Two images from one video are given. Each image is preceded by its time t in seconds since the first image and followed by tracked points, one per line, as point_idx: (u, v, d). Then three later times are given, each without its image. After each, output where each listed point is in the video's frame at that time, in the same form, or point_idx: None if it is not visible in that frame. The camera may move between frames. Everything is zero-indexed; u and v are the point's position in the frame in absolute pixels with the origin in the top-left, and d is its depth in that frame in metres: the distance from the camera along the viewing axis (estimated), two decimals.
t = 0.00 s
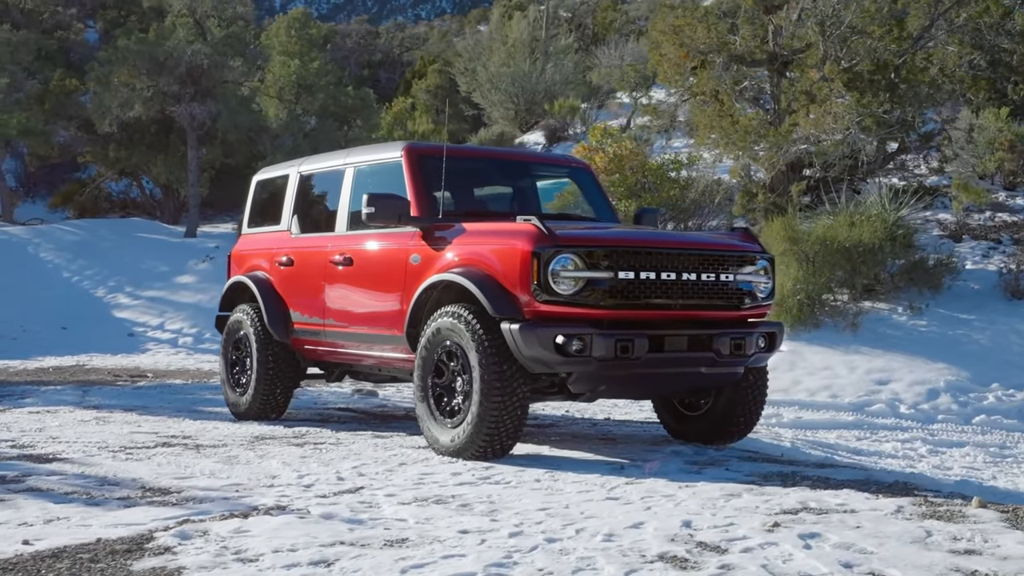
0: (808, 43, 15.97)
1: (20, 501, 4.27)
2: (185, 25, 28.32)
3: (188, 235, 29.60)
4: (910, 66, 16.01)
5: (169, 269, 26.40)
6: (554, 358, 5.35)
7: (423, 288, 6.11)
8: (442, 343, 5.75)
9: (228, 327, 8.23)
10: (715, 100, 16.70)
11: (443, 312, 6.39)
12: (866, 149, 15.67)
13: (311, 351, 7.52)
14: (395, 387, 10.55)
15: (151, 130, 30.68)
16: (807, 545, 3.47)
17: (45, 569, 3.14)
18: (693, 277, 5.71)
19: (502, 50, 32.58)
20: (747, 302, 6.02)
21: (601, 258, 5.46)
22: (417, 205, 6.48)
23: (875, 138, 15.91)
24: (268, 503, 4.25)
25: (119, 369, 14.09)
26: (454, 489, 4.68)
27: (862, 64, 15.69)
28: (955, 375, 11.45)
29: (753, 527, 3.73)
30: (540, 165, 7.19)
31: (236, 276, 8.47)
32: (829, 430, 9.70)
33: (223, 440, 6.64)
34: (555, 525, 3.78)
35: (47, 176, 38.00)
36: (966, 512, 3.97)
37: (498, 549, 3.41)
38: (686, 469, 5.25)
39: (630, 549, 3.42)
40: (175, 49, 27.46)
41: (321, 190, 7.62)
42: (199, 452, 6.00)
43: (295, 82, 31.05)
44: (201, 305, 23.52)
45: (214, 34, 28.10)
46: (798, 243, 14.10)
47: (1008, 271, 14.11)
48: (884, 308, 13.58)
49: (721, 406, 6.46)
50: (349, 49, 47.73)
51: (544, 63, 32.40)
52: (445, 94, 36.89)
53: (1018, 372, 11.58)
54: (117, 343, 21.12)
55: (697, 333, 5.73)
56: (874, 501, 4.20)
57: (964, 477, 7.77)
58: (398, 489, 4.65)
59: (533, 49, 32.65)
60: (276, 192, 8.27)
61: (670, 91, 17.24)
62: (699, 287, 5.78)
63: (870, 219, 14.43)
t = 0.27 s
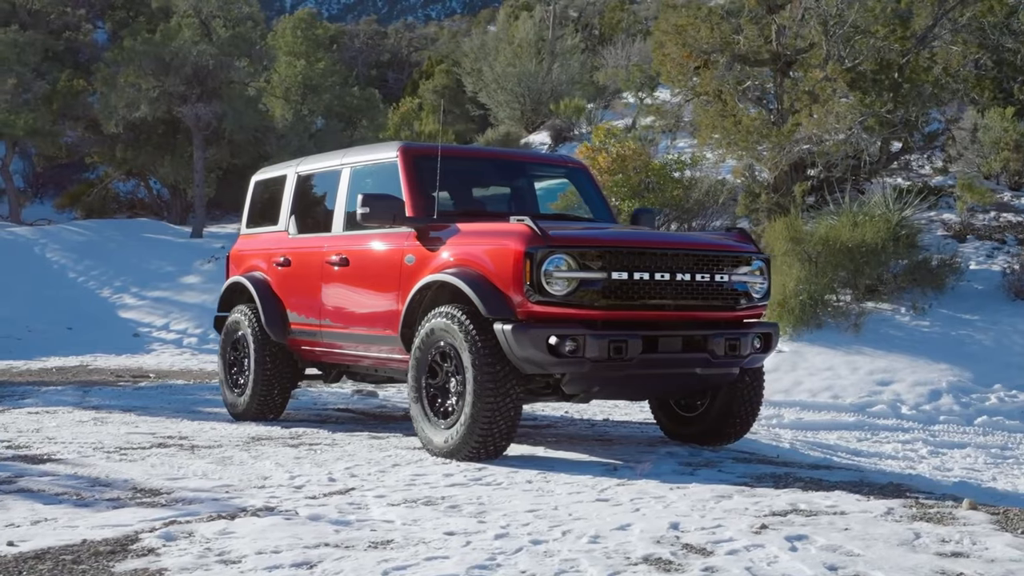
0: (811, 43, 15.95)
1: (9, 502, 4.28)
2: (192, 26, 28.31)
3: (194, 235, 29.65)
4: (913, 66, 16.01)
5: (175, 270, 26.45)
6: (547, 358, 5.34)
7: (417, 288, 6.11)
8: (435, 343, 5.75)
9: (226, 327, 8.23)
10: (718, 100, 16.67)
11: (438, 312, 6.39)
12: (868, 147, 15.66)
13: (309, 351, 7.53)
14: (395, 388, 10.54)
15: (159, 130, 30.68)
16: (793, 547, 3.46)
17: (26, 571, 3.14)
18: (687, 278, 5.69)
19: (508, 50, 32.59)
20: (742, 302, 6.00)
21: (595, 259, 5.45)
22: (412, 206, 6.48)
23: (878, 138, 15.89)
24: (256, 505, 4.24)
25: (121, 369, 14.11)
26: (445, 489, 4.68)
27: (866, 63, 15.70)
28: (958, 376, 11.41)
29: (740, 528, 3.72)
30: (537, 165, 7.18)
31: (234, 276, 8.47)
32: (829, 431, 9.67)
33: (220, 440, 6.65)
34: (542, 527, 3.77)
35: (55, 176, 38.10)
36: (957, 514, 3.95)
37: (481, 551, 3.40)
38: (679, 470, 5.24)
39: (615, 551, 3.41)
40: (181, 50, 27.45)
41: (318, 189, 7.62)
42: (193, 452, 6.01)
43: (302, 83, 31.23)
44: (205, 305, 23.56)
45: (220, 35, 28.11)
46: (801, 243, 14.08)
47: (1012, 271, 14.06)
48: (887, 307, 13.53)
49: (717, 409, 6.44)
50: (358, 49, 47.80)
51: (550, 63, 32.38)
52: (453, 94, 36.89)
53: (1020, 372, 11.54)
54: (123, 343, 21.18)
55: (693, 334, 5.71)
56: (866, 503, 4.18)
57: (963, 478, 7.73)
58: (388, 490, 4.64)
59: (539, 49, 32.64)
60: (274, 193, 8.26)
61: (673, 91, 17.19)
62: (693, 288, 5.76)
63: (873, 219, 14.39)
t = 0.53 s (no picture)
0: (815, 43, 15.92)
1: None
2: (198, 26, 28.34)
3: (200, 236, 29.69)
4: (917, 66, 15.98)
5: (181, 270, 26.50)
6: (538, 359, 5.33)
7: (410, 289, 6.10)
8: (427, 344, 5.74)
9: (223, 327, 8.23)
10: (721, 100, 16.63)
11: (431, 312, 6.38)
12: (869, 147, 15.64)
13: (305, 352, 7.53)
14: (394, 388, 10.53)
15: (166, 131, 30.74)
16: (776, 548, 3.44)
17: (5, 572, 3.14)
18: (680, 278, 5.67)
19: (514, 51, 32.58)
20: (736, 303, 5.97)
21: (586, 259, 5.43)
22: (406, 206, 6.47)
23: (881, 137, 15.85)
24: (243, 505, 4.23)
25: (124, 369, 14.13)
26: (434, 490, 4.67)
27: (869, 63, 15.66)
28: (960, 376, 11.37)
29: (725, 530, 3.70)
30: (533, 165, 7.17)
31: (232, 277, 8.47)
32: (829, 432, 9.63)
33: (215, 440, 6.65)
34: (526, 528, 3.76)
35: (64, 176, 38.22)
36: (944, 515, 3.93)
37: (462, 552, 3.39)
38: (670, 471, 5.22)
39: (597, 552, 3.39)
40: (187, 51, 27.43)
41: (315, 189, 7.63)
42: (187, 452, 6.01)
43: (308, 83, 31.30)
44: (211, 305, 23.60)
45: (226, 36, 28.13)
46: (803, 243, 14.05)
47: (1017, 271, 13.99)
48: (890, 307, 13.46)
49: (712, 410, 6.42)
50: (366, 49, 47.87)
51: (557, 63, 32.36)
52: (460, 94, 36.91)
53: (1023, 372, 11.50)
54: (128, 343, 21.23)
55: (685, 334, 5.69)
56: (855, 504, 4.16)
57: (962, 479, 7.69)
58: (376, 491, 4.63)
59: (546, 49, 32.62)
60: (271, 193, 8.26)
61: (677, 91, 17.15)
62: (686, 288, 5.74)
63: (875, 220, 14.34)
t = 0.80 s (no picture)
0: (817, 42, 15.89)
1: None
2: (204, 26, 28.36)
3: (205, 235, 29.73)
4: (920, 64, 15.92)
5: (186, 270, 26.54)
6: (531, 359, 5.32)
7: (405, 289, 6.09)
8: (421, 344, 5.73)
9: (221, 327, 8.23)
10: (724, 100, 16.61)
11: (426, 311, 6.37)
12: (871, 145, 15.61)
13: (302, 352, 7.52)
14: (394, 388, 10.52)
15: (174, 131, 30.42)
16: (762, 550, 3.43)
17: None
18: (674, 278, 5.65)
19: (519, 50, 32.59)
20: (731, 303, 5.95)
21: (579, 259, 5.42)
22: (401, 205, 6.47)
23: (883, 136, 15.81)
24: (231, 505, 4.23)
25: (127, 370, 14.15)
26: (424, 491, 4.66)
27: (873, 62, 15.61)
28: (962, 376, 11.34)
29: (712, 531, 3.69)
30: (529, 164, 7.16)
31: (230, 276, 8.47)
32: (829, 432, 9.61)
33: (210, 441, 6.65)
34: (513, 529, 3.74)
35: (71, 176, 38.31)
36: (934, 516, 3.91)
37: (446, 553, 3.38)
38: (663, 472, 5.20)
39: (581, 554, 3.38)
40: (193, 51, 27.48)
41: (312, 189, 7.62)
42: (181, 453, 6.00)
43: (315, 83, 31.36)
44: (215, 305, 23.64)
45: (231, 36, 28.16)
46: (805, 243, 14.03)
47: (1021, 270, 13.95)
48: (893, 307, 13.44)
49: (708, 410, 6.40)
50: (374, 49, 47.94)
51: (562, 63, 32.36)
52: (467, 94, 36.94)
53: None
54: (133, 343, 21.27)
55: (680, 334, 5.68)
56: (844, 506, 4.14)
57: (960, 480, 7.67)
58: (366, 492, 4.62)
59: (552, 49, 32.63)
60: (269, 193, 8.26)
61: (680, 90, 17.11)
62: (681, 288, 5.73)
63: (878, 220, 14.30)
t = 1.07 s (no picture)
0: (822, 42, 15.84)
1: None
2: (210, 26, 28.40)
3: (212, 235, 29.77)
4: (925, 63, 15.82)
5: (192, 270, 26.58)
6: (523, 359, 5.30)
7: (398, 289, 6.08)
8: (414, 344, 5.72)
9: (219, 327, 8.23)
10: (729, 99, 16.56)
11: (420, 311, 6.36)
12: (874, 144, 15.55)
13: (299, 352, 7.52)
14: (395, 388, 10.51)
15: (181, 131, 30.24)
16: (746, 551, 3.40)
17: None
18: (668, 278, 5.62)
19: (526, 50, 32.56)
20: (726, 303, 5.92)
21: (571, 258, 5.40)
22: (396, 205, 6.46)
23: (886, 135, 15.76)
24: (218, 506, 4.22)
25: (131, 370, 14.17)
26: (413, 491, 4.64)
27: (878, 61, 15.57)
28: (965, 376, 11.29)
29: (697, 532, 3.67)
30: (525, 164, 7.14)
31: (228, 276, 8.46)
32: (830, 432, 9.57)
33: (205, 441, 6.65)
34: (497, 531, 3.73)
35: (80, 176, 38.40)
36: (922, 517, 3.89)
37: (428, 554, 3.36)
38: (655, 473, 5.18)
39: (563, 555, 3.36)
40: (199, 51, 27.53)
41: (309, 189, 7.62)
42: (175, 453, 6.00)
43: (321, 83, 31.36)
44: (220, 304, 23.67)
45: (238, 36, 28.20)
46: (808, 242, 13.99)
47: None
48: (896, 307, 13.41)
49: (703, 411, 6.38)
50: (383, 49, 47.98)
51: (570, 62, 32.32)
52: (476, 94, 36.95)
53: None
54: (138, 343, 21.30)
55: (674, 334, 5.65)
56: (834, 507, 4.11)
57: (959, 480, 7.63)
58: (356, 492, 4.61)
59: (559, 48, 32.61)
60: (267, 193, 8.26)
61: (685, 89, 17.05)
62: (675, 288, 5.70)
63: (882, 219, 14.23)
